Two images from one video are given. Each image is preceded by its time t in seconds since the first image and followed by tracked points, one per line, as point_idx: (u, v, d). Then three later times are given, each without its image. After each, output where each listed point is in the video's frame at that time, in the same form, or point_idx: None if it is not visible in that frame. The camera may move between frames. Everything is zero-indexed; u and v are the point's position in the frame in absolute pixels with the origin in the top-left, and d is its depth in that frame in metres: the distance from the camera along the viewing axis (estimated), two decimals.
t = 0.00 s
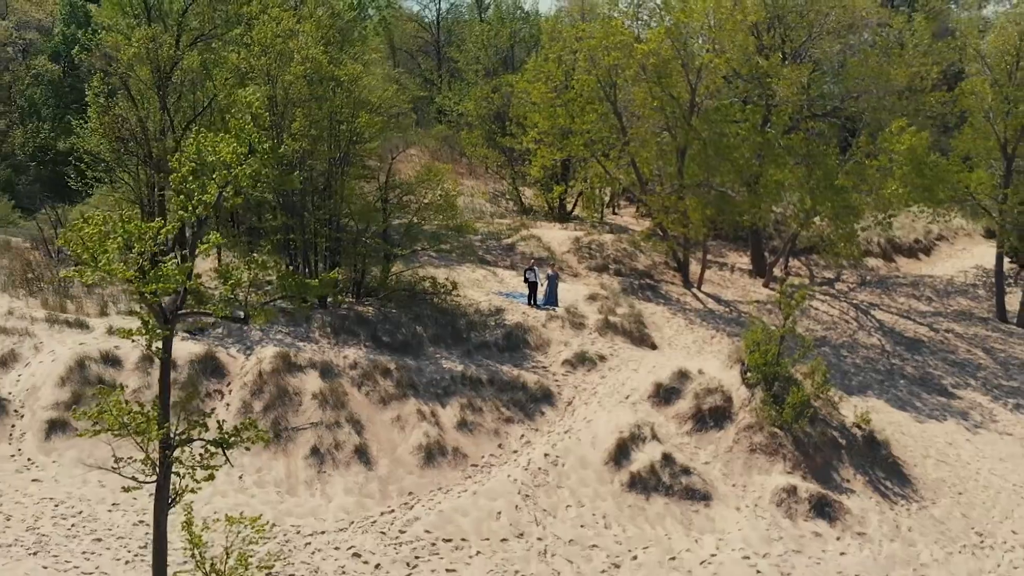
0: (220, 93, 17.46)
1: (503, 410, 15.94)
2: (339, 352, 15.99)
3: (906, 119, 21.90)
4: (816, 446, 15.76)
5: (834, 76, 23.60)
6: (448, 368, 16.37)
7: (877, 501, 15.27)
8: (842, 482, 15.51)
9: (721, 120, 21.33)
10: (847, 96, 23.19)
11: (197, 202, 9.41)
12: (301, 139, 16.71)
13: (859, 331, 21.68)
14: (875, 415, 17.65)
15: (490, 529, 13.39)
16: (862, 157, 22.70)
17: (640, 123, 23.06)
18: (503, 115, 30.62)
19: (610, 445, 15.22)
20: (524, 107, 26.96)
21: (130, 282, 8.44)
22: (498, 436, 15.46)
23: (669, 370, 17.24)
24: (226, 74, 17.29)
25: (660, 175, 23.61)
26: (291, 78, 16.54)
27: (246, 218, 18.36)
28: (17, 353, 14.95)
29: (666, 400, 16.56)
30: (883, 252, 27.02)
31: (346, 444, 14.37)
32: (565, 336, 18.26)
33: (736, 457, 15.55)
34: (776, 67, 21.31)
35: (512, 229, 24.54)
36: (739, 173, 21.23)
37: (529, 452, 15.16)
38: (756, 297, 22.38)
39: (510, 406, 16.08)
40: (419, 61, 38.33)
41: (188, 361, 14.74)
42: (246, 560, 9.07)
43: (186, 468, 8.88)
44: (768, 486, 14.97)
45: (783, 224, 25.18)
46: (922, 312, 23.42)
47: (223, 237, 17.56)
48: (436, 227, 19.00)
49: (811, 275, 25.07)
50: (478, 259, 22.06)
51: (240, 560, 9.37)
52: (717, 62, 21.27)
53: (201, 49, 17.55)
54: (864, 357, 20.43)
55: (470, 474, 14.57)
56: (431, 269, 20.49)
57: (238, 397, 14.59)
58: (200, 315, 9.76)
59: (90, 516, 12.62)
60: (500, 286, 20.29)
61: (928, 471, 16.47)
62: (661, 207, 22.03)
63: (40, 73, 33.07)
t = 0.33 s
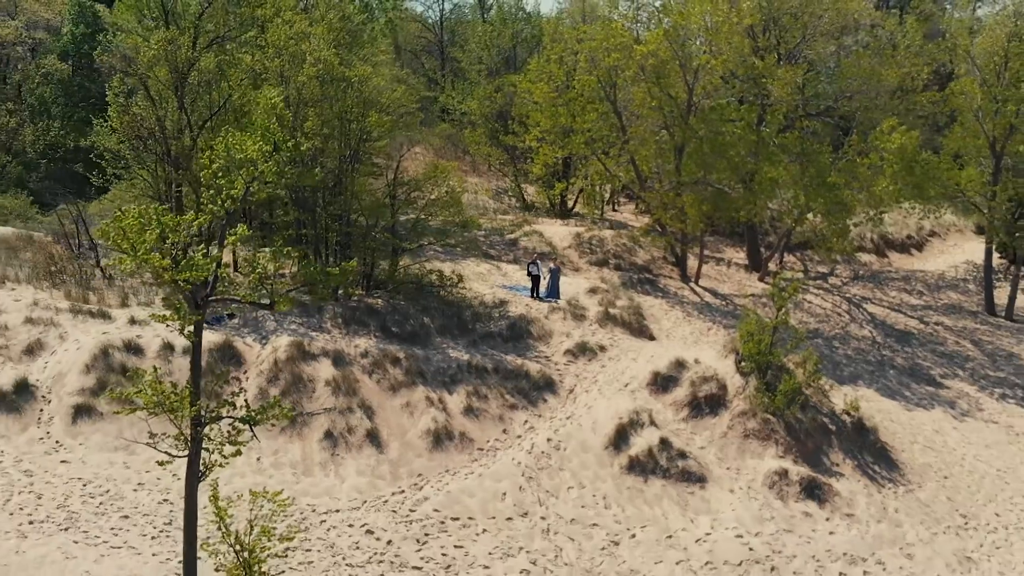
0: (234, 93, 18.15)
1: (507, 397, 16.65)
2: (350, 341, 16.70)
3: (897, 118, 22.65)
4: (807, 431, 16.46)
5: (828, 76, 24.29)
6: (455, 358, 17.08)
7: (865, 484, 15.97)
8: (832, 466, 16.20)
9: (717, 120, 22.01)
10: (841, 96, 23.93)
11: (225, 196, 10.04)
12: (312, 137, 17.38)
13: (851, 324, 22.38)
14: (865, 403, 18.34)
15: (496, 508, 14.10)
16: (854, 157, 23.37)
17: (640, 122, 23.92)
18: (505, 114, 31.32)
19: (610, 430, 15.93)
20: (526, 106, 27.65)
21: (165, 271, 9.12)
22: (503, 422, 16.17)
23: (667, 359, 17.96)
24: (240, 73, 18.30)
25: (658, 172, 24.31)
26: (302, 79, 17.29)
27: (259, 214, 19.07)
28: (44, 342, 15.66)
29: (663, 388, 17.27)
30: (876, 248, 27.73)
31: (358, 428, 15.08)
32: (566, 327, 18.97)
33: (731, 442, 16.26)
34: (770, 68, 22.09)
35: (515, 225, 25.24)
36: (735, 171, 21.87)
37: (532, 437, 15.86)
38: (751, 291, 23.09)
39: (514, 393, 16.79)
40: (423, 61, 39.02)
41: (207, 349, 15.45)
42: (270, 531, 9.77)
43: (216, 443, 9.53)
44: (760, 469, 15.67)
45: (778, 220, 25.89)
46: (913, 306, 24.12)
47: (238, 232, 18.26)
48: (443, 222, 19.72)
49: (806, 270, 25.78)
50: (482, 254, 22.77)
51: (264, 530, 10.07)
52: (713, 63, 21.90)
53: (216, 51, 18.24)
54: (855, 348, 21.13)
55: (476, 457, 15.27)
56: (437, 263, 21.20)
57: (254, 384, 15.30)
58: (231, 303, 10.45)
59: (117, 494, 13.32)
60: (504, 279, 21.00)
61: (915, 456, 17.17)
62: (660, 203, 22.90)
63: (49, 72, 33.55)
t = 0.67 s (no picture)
0: (249, 92, 18.84)
1: (512, 384, 17.42)
2: (361, 331, 17.46)
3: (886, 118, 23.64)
4: (798, 417, 17.21)
5: (822, 75, 25.06)
6: (461, 346, 17.84)
7: (854, 467, 16.71)
8: (822, 450, 16.95)
9: (714, 119, 22.73)
10: (834, 95, 24.70)
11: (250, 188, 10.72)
12: (325, 136, 18.13)
13: (843, 316, 23.11)
14: (854, 391, 19.09)
15: (501, 488, 14.85)
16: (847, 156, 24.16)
17: (640, 120, 24.63)
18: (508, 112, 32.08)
19: (610, 415, 16.67)
20: (529, 104, 28.38)
21: (198, 259, 9.77)
22: (507, 408, 16.92)
23: (665, 348, 18.70)
24: (255, 73, 18.98)
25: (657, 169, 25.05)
26: (316, 80, 18.04)
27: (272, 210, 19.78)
28: (69, 330, 16.40)
29: (661, 376, 18.01)
30: (869, 244, 28.50)
31: (370, 413, 15.83)
32: (568, 318, 19.73)
33: (725, 427, 17.01)
34: (764, 69, 22.89)
35: (517, 221, 25.99)
36: (731, 168, 22.57)
37: (535, 422, 16.60)
38: (747, 285, 23.84)
39: (518, 380, 17.54)
40: (427, 61, 39.85)
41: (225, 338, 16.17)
42: (291, 503, 10.51)
43: (244, 420, 10.26)
44: (753, 453, 16.42)
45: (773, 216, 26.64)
46: (904, 299, 24.87)
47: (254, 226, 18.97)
48: (449, 217, 20.52)
49: (800, 264, 26.52)
50: (486, 249, 23.52)
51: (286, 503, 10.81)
52: (710, 64, 22.66)
53: (232, 50, 18.92)
54: (847, 339, 21.87)
55: (482, 441, 16.02)
56: (443, 257, 21.96)
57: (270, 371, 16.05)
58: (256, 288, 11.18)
59: (142, 474, 14.06)
60: (508, 273, 21.76)
61: (903, 442, 17.90)
62: (659, 199, 23.59)
63: (59, 72, 34.26)
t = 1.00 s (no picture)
0: (262, 92, 19.54)
1: (515, 372, 18.20)
2: (371, 322, 18.24)
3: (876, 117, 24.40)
4: (789, 404, 17.98)
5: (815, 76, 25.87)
6: (467, 337, 18.62)
7: (842, 451, 17.49)
8: (812, 435, 17.73)
9: (711, 118, 23.46)
10: (826, 95, 25.51)
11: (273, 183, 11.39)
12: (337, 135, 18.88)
13: (835, 309, 23.88)
14: (844, 380, 19.86)
15: (506, 470, 15.62)
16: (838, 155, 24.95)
17: (638, 120, 25.36)
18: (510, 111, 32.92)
19: (609, 401, 17.44)
20: (531, 104, 29.16)
21: (225, 250, 10.37)
22: (511, 395, 17.71)
23: (662, 339, 19.48)
24: (268, 74, 19.71)
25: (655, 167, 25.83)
26: (329, 81, 18.84)
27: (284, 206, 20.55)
28: (93, 321, 17.18)
29: (658, 365, 18.79)
30: (862, 240, 29.31)
31: (381, 399, 16.61)
32: (569, 310, 20.52)
33: (720, 413, 17.79)
34: (759, 70, 23.68)
35: (520, 218, 26.79)
36: (727, 166, 23.30)
37: (538, 408, 17.38)
38: (742, 279, 24.62)
39: (521, 369, 18.32)
40: (430, 61, 40.72)
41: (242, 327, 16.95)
42: (311, 479, 11.27)
43: (267, 399, 11.04)
44: (746, 438, 17.19)
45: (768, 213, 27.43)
46: (894, 293, 25.65)
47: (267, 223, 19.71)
48: (455, 213, 21.34)
49: (794, 259, 27.32)
50: (490, 245, 24.32)
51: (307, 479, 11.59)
52: (706, 66, 23.47)
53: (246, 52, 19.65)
54: (838, 331, 22.65)
55: (487, 426, 16.80)
56: (449, 252, 22.77)
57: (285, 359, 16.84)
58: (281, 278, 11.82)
59: (166, 455, 14.83)
60: (511, 267, 22.57)
61: (890, 428, 18.67)
62: (657, 196, 24.33)
63: (69, 71, 35.03)
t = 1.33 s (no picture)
0: (276, 93, 20.29)
1: (520, 362, 19.01)
2: (382, 313, 19.05)
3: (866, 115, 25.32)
4: (781, 391, 18.78)
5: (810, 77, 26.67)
6: (473, 327, 19.44)
7: (832, 437, 18.29)
8: (804, 421, 18.53)
9: (708, 117, 24.22)
10: (820, 96, 26.29)
11: (295, 180, 12.15)
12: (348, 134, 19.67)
13: (828, 302, 24.68)
14: (834, 369, 20.67)
15: (511, 453, 16.42)
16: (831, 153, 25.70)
17: (638, 119, 26.12)
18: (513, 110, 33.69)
19: (610, 389, 18.25)
20: (533, 104, 29.96)
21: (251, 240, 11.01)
22: (516, 383, 18.51)
23: (660, 330, 20.28)
24: (282, 76, 20.50)
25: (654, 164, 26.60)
26: (341, 82, 19.66)
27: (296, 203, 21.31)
28: (116, 311, 17.99)
29: (657, 354, 19.60)
30: (855, 236, 30.11)
31: (392, 386, 17.41)
32: (571, 303, 21.33)
33: (715, 400, 18.59)
34: (754, 71, 24.48)
35: (523, 214, 27.57)
36: (724, 163, 24.06)
37: (541, 396, 18.18)
38: (738, 274, 25.41)
39: (525, 358, 19.13)
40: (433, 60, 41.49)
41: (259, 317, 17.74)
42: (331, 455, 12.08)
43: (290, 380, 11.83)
44: (740, 423, 17.99)
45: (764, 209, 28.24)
46: (886, 287, 26.46)
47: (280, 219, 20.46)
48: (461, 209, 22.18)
49: (789, 254, 28.12)
50: (494, 240, 25.13)
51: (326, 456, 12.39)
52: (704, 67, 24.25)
53: (261, 55, 20.44)
54: (831, 324, 23.44)
55: (493, 412, 17.61)
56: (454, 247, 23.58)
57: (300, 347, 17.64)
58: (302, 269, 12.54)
59: (189, 437, 15.64)
60: (515, 262, 23.38)
61: (879, 415, 19.47)
62: (656, 193, 25.09)
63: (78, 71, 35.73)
